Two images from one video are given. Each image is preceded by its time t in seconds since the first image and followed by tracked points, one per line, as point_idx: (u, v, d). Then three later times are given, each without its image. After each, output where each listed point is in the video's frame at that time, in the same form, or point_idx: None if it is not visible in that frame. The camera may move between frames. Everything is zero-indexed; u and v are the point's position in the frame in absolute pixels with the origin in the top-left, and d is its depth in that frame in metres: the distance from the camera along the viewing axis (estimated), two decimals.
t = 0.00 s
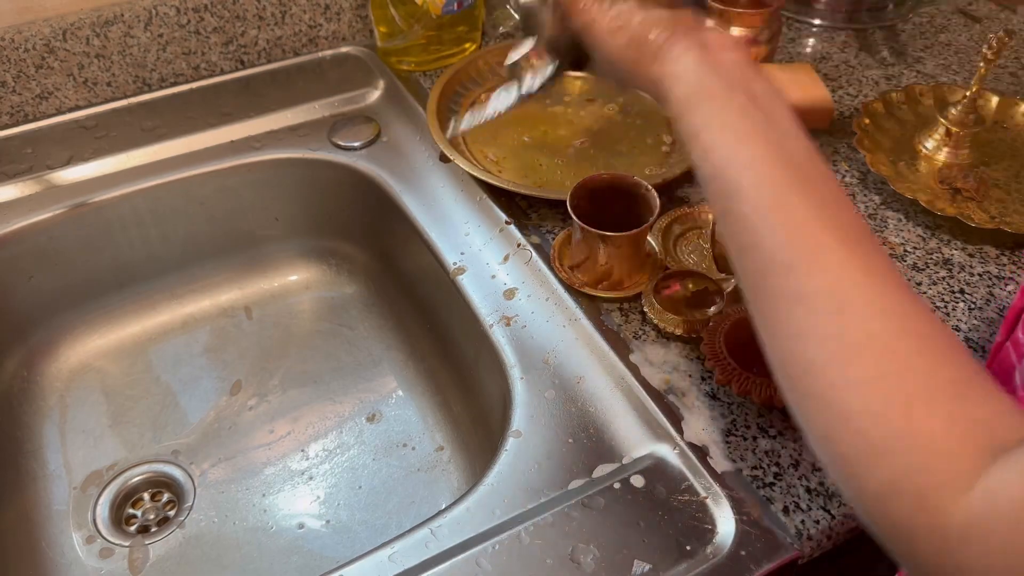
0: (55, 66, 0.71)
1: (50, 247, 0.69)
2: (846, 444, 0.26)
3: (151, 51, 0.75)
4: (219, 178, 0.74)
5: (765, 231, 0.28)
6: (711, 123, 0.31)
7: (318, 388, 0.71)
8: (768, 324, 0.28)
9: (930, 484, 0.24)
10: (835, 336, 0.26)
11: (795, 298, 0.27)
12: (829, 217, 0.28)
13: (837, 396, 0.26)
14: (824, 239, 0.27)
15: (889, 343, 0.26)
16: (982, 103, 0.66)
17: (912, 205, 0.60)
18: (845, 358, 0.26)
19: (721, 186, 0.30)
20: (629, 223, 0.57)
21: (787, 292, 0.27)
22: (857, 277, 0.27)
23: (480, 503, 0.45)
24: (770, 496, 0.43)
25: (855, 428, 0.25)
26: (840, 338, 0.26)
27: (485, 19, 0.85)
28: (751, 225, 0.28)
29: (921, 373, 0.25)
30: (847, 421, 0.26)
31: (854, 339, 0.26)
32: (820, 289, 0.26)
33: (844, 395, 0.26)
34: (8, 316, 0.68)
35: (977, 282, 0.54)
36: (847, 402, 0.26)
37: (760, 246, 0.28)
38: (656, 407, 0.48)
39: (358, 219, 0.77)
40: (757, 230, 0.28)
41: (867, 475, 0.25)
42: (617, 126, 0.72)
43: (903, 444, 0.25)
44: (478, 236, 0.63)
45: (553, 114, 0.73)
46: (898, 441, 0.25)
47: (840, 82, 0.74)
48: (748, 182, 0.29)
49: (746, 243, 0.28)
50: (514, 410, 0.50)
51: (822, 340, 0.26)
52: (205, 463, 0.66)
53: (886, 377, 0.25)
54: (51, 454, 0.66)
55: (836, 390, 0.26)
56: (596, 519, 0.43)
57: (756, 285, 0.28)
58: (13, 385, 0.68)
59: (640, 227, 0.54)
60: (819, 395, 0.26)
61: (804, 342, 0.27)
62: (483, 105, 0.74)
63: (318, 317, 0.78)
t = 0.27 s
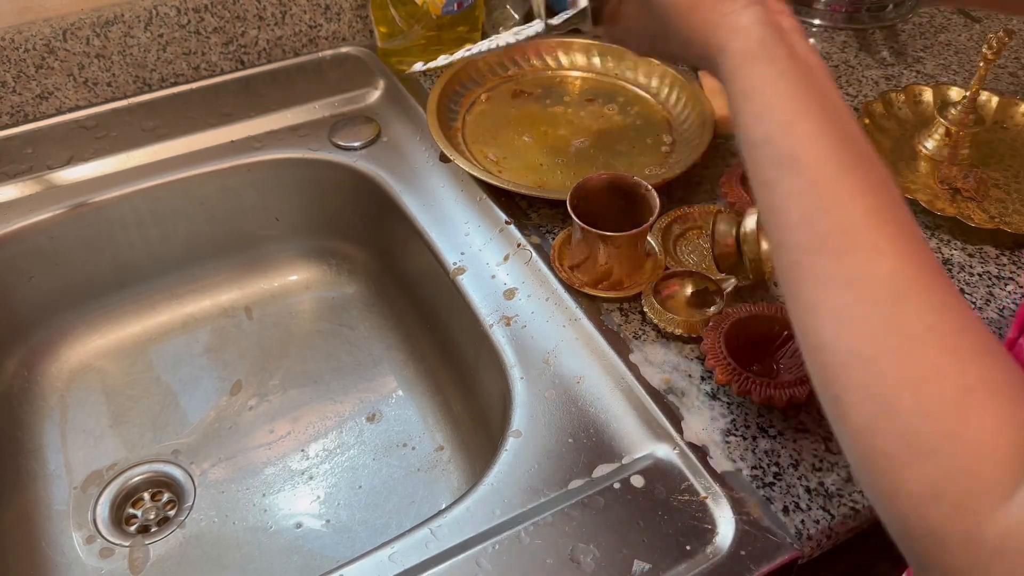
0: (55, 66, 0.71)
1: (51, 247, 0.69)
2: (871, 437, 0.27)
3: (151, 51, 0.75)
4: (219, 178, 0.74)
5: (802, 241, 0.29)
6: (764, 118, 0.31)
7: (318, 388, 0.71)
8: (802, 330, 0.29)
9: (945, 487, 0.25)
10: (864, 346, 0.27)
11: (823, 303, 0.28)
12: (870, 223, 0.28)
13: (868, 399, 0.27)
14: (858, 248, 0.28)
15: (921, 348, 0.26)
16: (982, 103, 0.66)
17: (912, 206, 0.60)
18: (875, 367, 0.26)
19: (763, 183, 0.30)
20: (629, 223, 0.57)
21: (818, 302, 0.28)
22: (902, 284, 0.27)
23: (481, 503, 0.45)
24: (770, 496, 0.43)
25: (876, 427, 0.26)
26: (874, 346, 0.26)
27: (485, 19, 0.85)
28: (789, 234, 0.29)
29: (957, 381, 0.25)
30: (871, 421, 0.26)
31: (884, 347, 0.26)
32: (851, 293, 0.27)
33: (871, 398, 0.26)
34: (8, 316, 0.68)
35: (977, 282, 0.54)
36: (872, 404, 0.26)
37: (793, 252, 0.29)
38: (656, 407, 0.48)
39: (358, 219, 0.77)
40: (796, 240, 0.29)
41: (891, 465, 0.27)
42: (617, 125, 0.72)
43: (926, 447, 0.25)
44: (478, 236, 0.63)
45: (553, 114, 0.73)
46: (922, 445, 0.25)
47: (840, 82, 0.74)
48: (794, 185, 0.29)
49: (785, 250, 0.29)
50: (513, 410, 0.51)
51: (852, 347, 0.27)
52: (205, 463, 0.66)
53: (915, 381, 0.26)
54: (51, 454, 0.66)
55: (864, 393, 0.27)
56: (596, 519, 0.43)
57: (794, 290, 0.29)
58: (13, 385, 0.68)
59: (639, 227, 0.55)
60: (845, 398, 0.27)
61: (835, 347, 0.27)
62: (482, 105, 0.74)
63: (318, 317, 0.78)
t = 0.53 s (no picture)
0: (56, 66, 0.72)
1: (51, 247, 0.69)
2: (927, 499, 0.27)
3: (151, 51, 0.75)
4: (219, 179, 0.74)
5: (864, 293, 0.29)
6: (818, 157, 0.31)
7: (318, 388, 0.71)
8: (858, 377, 0.29)
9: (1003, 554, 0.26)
10: (925, 401, 0.27)
11: (883, 361, 0.28)
12: (921, 284, 0.29)
13: (931, 460, 0.27)
14: (919, 305, 0.29)
15: (973, 403, 0.27)
16: (982, 103, 0.66)
17: (912, 205, 0.60)
18: (941, 426, 0.27)
19: (813, 237, 0.31)
20: (629, 223, 0.57)
21: (878, 354, 0.28)
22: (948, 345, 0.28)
23: (480, 503, 0.45)
24: (770, 496, 0.43)
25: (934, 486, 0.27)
26: (941, 405, 0.27)
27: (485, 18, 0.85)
28: (846, 282, 0.29)
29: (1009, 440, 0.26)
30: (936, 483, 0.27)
31: (943, 399, 0.27)
32: (906, 344, 0.28)
33: (940, 458, 0.27)
34: (8, 316, 0.68)
35: (976, 282, 0.54)
36: (935, 465, 0.27)
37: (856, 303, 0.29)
38: (656, 407, 0.48)
39: (358, 219, 0.77)
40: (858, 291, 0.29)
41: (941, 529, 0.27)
42: (617, 125, 0.72)
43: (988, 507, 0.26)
44: (478, 236, 0.63)
45: (553, 114, 0.73)
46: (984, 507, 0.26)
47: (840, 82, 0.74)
48: (841, 238, 0.30)
49: (842, 295, 0.29)
50: (513, 410, 0.51)
51: (912, 405, 0.27)
52: (205, 462, 0.66)
53: (973, 443, 0.26)
54: (51, 453, 0.66)
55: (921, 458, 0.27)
56: (596, 518, 0.43)
57: (847, 342, 0.29)
58: (13, 385, 0.68)
59: (639, 227, 0.55)
60: (904, 457, 0.28)
61: (897, 406, 0.28)
62: (482, 105, 0.74)
63: (318, 317, 0.78)
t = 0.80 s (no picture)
0: (56, 66, 0.72)
1: (51, 247, 0.69)
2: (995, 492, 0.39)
3: (151, 51, 0.75)
4: (220, 179, 0.74)
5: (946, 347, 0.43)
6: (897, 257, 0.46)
7: (318, 388, 0.71)
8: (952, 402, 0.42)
9: None
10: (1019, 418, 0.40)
11: (974, 389, 0.41)
12: None
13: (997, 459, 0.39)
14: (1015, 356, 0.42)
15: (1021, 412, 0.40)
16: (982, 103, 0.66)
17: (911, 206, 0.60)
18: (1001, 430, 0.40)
19: (936, 316, 0.44)
20: (629, 223, 0.57)
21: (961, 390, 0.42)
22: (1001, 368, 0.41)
23: (481, 503, 0.45)
24: (770, 496, 0.43)
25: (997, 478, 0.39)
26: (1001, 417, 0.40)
27: (485, 18, 0.85)
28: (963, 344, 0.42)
29: None
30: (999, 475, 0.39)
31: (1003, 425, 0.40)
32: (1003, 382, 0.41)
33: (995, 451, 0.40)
34: (8, 316, 0.68)
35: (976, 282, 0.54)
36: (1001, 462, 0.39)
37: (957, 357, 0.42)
38: (655, 407, 0.48)
39: (358, 219, 0.77)
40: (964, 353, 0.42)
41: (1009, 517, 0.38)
42: (617, 125, 0.72)
43: None
44: (478, 236, 0.63)
45: (553, 114, 0.74)
46: None
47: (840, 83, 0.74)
48: (970, 307, 0.43)
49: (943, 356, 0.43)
50: (514, 410, 0.51)
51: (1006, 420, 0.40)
52: (205, 463, 0.66)
53: None
54: (51, 453, 0.66)
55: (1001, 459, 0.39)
56: (595, 518, 0.43)
57: (947, 383, 0.42)
58: (13, 385, 0.68)
59: (639, 227, 0.55)
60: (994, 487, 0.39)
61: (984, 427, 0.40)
62: (482, 105, 0.74)
63: (318, 317, 0.78)
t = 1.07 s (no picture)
0: (56, 66, 0.72)
1: (51, 247, 0.69)
2: None
3: (151, 51, 0.75)
4: (220, 179, 0.74)
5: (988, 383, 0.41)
6: (938, 299, 0.45)
7: (318, 389, 0.71)
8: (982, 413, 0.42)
9: None
10: None
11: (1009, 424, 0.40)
12: None
13: None
14: None
15: None
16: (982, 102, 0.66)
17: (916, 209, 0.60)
18: None
19: (966, 357, 0.43)
20: (628, 224, 0.57)
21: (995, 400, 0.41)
22: None
23: (481, 503, 0.45)
24: (770, 495, 0.43)
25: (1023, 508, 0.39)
26: None
27: (485, 18, 0.86)
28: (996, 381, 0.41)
29: None
30: None
31: None
32: None
33: None
34: (8, 317, 0.68)
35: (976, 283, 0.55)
36: None
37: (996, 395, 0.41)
38: (655, 407, 0.48)
39: (358, 219, 0.77)
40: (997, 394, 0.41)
41: None
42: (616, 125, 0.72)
43: None
44: (478, 236, 0.63)
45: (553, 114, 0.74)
46: None
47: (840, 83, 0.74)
48: (1004, 344, 0.42)
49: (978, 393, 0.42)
50: (513, 410, 0.51)
51: None
52: (204, 463, 0.66)
53: None
54: (51, 453, 0.66)
55: None
56: (595, 518, 0.43)
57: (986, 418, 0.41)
58: (13, 385, 0.68)
59: (639, 228, 0.55)
60: None
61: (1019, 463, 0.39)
62: (482, 105, 0.74)
63: (318, 317, 0.78)
